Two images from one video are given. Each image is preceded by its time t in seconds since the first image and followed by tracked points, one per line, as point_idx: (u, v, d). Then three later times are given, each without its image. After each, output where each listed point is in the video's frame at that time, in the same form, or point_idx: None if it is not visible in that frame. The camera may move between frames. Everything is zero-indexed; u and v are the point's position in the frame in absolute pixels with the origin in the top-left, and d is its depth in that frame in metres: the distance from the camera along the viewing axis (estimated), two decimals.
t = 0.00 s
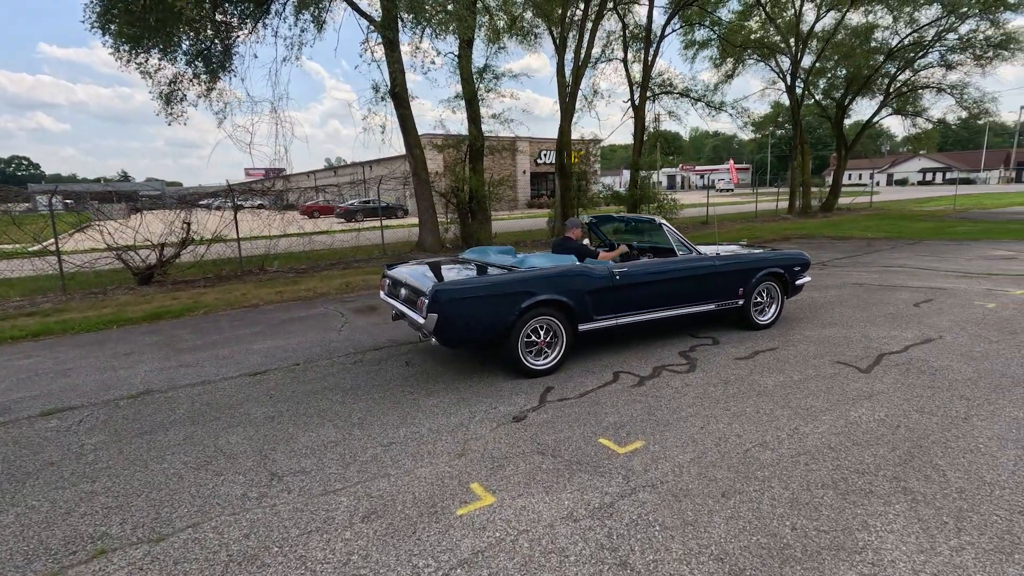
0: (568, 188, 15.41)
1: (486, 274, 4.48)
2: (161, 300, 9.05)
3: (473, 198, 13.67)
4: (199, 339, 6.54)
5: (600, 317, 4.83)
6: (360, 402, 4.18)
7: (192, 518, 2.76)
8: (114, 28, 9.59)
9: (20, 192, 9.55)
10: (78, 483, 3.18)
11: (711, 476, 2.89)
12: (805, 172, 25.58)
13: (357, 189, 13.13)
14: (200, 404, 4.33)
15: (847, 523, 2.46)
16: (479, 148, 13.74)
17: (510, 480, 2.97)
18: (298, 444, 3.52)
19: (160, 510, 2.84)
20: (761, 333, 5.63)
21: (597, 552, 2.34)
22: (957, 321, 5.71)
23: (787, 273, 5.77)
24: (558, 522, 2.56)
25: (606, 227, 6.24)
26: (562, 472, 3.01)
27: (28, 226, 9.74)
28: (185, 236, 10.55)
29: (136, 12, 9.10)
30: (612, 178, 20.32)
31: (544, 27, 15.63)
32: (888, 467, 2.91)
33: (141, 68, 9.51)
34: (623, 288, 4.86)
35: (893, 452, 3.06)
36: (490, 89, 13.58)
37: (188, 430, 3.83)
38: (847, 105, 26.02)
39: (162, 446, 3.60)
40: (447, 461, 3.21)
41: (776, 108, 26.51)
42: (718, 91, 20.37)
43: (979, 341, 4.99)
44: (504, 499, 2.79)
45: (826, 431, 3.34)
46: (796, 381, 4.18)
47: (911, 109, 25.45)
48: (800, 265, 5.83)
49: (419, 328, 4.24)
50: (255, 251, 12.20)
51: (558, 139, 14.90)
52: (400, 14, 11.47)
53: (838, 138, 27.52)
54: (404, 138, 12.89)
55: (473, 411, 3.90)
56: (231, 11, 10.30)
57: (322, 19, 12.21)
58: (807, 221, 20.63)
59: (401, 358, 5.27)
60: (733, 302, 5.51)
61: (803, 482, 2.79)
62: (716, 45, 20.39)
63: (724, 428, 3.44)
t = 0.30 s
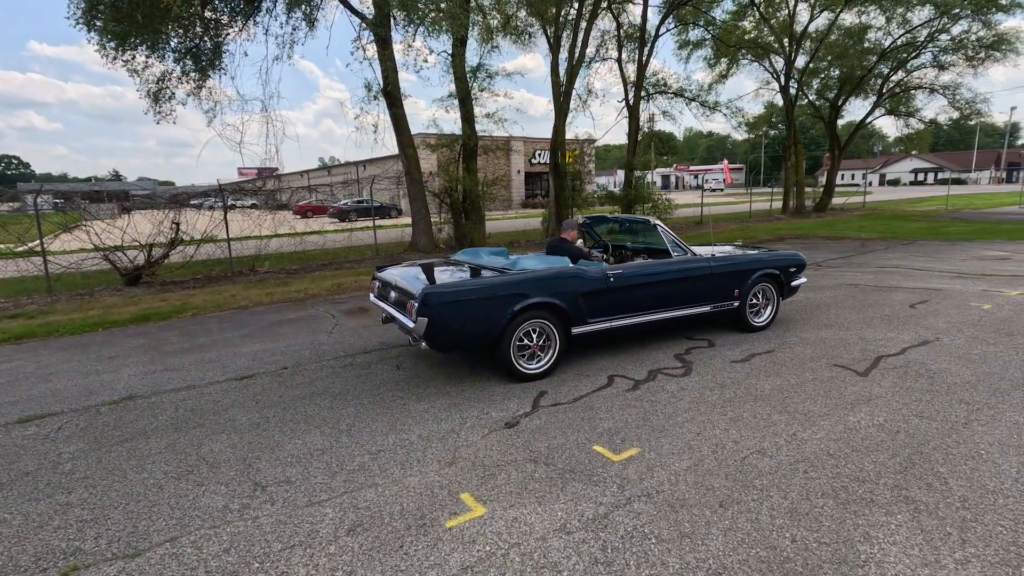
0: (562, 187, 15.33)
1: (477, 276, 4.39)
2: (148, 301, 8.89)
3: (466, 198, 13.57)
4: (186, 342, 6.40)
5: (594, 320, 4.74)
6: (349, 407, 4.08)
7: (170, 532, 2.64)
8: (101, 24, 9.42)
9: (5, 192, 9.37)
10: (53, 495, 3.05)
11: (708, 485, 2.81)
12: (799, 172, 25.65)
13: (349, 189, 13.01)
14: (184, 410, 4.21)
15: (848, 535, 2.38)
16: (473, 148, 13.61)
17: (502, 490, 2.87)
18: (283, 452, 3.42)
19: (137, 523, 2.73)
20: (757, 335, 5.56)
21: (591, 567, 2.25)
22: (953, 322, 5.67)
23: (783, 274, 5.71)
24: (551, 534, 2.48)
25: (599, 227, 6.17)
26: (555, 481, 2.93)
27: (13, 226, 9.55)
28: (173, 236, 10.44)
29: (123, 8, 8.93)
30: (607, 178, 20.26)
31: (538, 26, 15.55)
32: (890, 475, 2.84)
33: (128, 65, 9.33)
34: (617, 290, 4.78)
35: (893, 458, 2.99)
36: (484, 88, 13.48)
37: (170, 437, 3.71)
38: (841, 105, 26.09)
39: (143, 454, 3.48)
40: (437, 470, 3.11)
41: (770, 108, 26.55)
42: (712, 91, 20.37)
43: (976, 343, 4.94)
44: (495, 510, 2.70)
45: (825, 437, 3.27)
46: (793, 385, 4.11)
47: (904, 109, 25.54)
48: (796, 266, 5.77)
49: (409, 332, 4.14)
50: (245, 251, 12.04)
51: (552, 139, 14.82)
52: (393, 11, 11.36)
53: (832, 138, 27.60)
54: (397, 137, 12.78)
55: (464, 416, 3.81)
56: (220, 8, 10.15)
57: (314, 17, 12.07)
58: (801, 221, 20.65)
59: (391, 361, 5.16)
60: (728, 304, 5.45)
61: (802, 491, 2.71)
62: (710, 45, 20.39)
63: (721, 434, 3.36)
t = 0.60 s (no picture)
0: (557, 187, 15.25)
1: (469, 278, 4.29)
2: (136, 303, 8.75)
3: (460, 198, 13.46)
4: (173, 344, 6.28)
5: (588, 323, 4.66)
6: (336, 412, 3.97)
7: (145, 545, 2.54)
8: (87, 21, 9.25)
9: None
10: (25, 506, 2.93)
11: (704, 494, 2.73)
12: (793, 172, 25.69)
13: (341, 188, 12.88)
14: (167, 416, 4.09)
15: (849, 546, 2.30)
16: (466, 147, 13.61)
17: (491, 499, 2.78)
18: (267, 460, 3.31)
19: (110, 537, 2.61)
20: (753, 336, 5.48)
21: None
22: (950, 323, 5.61)
23: (779, 275, 5.64)
24: (542, 547, 2.38)
25: (593, 227, 6.09)
26: (547, 490, 2.83)
27: None
28: (162, 236, 10.32)
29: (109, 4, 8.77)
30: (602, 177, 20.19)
31: (532, 24, 15.45)
32: (890, 482, 2.76)
33: (115, 62, 9.17)
34: (611, 291, 4.70)
35: (893, 465, 2.92)
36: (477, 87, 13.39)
37: (150, 444, 3.60)
38: (835, 105, 26.11)
39: (122, 462, 3.37)
40: (425, 479, 3.02)
41: (765, 108, 26.56)
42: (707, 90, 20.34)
43: (974, 344, 4.89)
44: (484, 521, 2.60)
45: (823, 443, 3.20)
46: (790, 388, 4.04)
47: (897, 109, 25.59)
48: (792, 267, 5.71)
49: (399, 334, 4.03)
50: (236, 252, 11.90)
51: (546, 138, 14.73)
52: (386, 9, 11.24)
53: (826, 138, 27.64)
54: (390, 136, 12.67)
55: (454, 422, 3.71)
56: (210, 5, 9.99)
57: (305, 15, 11.93)
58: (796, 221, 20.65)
59: (381, 364, 5.05)
60: (724, 305, 5.37)
61: (801, 500, 2.63)
62: (705, 45, 20.36)
63: (717, 439, 3.28)
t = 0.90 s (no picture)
0: (551, 186, 15.15)
1: (455, 279, 4.19)
2: (121, 303, 8.58)
3: (453, 197, 13.34)
4: (155, 346, 6.13)
5: (579, 324, 4.55)
6: (318, 417, 3.85)
7: (108, 562, 2.41)
8: (70, 16, 9.06)
9: None
10: None
11: (695, 504, 2.62)
12: (788, 171, 25.68)
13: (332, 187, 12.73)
14: (143, 422, 3.95)
15: (844, 560, 2.20)
16: (459, 146, 13.43)
17: (473, 510, 2.67)
18: (243, 469, 3.19)
19: (71, 553, 2.48)
20: (747, 338, 5.39)
21: None
22: (945, 324, 5.54)
23: (773, 275, 5.55)
24: (523, 562, 2.28)
25: (585, 227, 5.99)
26: (531, 500, 2.73)
27: None
28: (150, 236, 10.08)
29: None
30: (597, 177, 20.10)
31: (525, 23, 15.34)
32: (887, 491, 2.66)
33: (99, 58, 8.98)
34: (602, 292, 4.59)
35: (890, 472, 2.83)
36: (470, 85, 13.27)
37: (122, 453, 3.46)
38: (830, 105, 26.11)
39: (93, 471, 3.23)
40: (407, 488, 2.90)
41: (760, 107, 26.54)
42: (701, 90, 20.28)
43: (970, 346, 4.81)
44: (466, 534, 2.49)
45: (818, 449, 3.10)
46: (783, 392, 3.95)
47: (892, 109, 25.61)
48: (786, 267, 5.62)
49: (383, 337, 3.92)
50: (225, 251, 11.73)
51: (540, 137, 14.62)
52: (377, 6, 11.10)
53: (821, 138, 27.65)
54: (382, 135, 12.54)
55: (438, 428, 3.60)
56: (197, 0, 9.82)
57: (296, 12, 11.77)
58: (791, 221, 20.62)
59: (366, 367, 4.93)
60: (717, 306, 5.28)
61: (794, 509, 2.54)
62: (700, 44, 20.31)
63: (709, 446, 3.18)
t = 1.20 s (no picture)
0: (544, 187, 15.05)
1: (437, 283, 4.09)
2: (104, 305, 8.42)
3: (444, 197, 13.22)
4: (134, 350, 5.99)
5: (566, 329, 4.45)
6: (295, 426, 3.73)
7: None
8: (53, 12, 8.88)
9: None
10: None
11: (679, 519, 2.52)
12: (782, 172, 25.67)
13: (323, 187, 12.58)
14: (114, 430, 3.82)
15: None
16: (451, 145, 13.46)
17: (449, 526, 2.56)
18: (213, 481, 3.07)
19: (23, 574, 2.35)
20: (738, 341, 5.30)
21: None
22: (938, 328, 5.47)
23: (764, 278, 5.46)
24: None
25: (574, 228, 5.90)
26: (510, 515, 2.62)
27: None
28: (134, 237, 9.88)
29: None
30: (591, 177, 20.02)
31: (518, 22, 15.22)
32: (878, 505, 2.57)
33: (82, 55, 8.81)
34: (589, 295, 4.50)
35: (881, 485, 2.74)
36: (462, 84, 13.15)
37: (88, 464, 3.32)
38: (823, 106, 26.12)
39: (55, 484, 3.10)
40: (382, 502, 2.79)
41: (754, 108, 26.51)
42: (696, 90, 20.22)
43: (963, 350, 4.74)
44: (439, 552, 2.38)
45: (807, 460, 3.01)
46: (773, 399, 3.86)
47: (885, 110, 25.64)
48: (778, 270, 5.54)
49: (363, 343, 3.82)
50: (213, 252, 11.57)
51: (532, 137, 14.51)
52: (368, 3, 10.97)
53: (815, 139, 27.68)
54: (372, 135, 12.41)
55: (418, 436, 3.49)
56: None
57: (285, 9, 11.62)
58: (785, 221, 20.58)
59: (348, 373, 4.81)
60: (708, 310, 5.18)
61: (781, 525, 2.45)
62: (694, 44, 20.27)
63: (696, 456, 3.08)
